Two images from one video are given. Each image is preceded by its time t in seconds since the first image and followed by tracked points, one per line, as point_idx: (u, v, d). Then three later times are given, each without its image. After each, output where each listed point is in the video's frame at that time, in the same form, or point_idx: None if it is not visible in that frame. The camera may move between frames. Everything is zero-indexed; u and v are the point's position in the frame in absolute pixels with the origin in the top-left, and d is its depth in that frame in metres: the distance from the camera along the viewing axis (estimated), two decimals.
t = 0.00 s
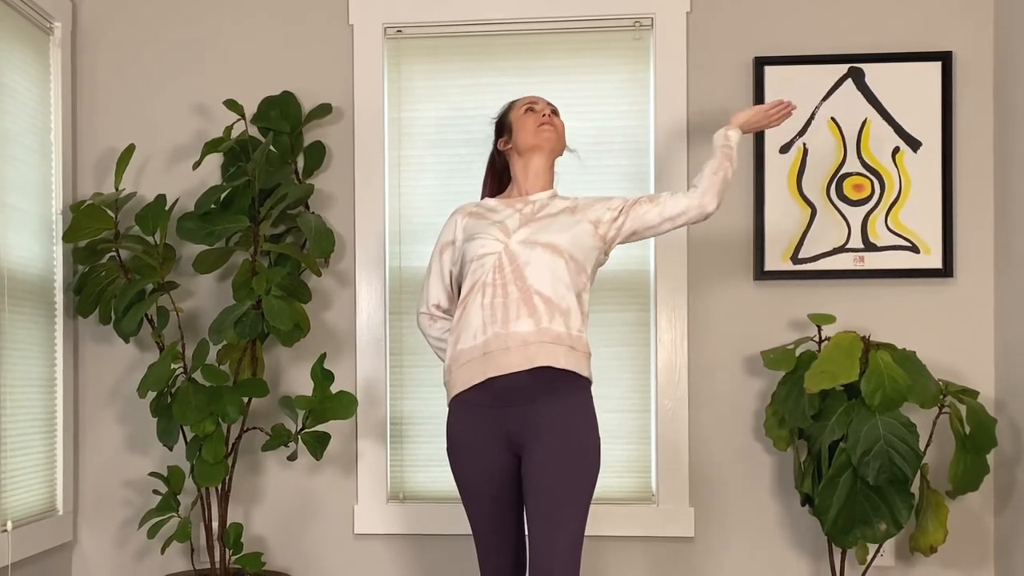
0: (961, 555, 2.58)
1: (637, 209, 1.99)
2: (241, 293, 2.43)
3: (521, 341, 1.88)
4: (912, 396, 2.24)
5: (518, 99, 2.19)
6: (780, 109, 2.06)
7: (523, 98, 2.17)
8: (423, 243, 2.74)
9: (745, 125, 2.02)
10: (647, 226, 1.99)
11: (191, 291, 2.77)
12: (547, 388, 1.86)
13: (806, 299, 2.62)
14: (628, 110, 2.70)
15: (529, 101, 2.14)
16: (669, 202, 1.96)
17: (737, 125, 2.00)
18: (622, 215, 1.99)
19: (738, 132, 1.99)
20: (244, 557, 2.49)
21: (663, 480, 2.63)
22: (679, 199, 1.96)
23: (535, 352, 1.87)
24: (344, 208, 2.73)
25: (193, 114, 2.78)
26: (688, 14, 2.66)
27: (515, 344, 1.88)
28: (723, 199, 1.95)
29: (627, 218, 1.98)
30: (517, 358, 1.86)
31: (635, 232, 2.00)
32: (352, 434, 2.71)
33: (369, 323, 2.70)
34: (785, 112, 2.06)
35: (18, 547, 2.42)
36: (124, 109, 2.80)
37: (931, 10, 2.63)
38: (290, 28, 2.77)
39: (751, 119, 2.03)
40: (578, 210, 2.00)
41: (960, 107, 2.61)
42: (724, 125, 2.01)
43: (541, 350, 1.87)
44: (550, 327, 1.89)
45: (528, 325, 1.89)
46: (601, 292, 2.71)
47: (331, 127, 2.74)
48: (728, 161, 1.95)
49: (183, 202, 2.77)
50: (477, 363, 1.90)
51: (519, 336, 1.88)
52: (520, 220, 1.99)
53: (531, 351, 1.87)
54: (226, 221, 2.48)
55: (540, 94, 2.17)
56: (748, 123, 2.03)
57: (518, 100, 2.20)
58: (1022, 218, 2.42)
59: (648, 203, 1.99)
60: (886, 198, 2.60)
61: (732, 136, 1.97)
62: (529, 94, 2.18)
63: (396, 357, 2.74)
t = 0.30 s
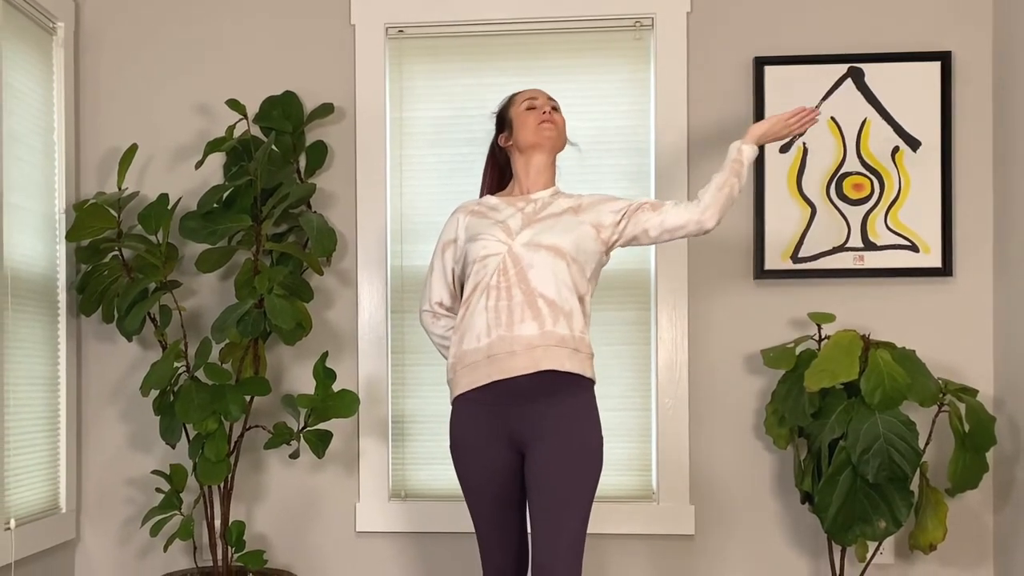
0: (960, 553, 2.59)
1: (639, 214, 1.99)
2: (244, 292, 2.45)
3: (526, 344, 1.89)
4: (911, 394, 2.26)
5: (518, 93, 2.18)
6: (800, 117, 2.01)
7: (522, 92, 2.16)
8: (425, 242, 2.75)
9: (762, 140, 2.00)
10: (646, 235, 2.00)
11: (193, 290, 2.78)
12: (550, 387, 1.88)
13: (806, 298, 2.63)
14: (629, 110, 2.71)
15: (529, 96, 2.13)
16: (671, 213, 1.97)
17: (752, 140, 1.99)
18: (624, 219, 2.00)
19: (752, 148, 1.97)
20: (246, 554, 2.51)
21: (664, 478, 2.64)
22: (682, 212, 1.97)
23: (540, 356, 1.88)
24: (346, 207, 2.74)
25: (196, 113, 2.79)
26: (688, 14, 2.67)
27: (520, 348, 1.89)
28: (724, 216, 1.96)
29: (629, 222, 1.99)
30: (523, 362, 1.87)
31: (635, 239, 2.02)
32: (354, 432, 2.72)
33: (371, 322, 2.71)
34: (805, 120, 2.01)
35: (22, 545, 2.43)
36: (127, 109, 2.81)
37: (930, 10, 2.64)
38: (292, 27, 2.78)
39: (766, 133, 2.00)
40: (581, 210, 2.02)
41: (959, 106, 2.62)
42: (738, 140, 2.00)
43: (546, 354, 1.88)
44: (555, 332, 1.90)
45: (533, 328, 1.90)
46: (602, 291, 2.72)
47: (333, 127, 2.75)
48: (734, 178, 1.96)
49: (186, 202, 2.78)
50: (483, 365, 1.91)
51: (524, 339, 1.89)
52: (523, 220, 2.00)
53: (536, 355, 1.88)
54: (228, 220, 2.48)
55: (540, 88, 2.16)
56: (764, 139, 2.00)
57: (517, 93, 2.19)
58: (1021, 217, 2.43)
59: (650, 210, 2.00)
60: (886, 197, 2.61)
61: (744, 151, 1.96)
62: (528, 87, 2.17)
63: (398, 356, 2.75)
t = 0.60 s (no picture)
0: (959, 551, 2.60)
1: (640, 218, 1.99)
2: (246, 291, 2.46)
3: (528, 348, 1.90)
4: (910, 392, 2.27)
5: (518, 88, 2.16)
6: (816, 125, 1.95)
7: (522, 87, 2.14)
8: (426, 240, 2.76)
9: (775, 152, 1.96)
10: (644, 240, 2.00)
11: (196, 288, 2.79)
12: (551, 388, 1.89)
13: (805, 296, 2.65)
14: (629, 110, 2.72)
15: (529, 92, 2.12)
16: (669, 222, 1.96)
17: (765, 154, 1.95)
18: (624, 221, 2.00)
19: (763, 164, 1.93)
20: (248, 552, 2.52)
21: (664, 476, 2.65)
22: (681, 222, 1.95)
23: (542, 360, 1.89)
24: (348, 206, 2.75)
25: (198, 113, 2.80)
26: (688, 14, 2.68)
27: (522, 351, 1.90)
28: (722, 230, 1.94)
29: (630, 225, 2.00)
30: (525, 366, 1.89)
31: (634, 243, 2.02)
32: (355, 429, 2.73)
33: (372, 320, 2.73)
34: (823, 128, 1.95)
35: (25, 542, 2.45)
36: (129, 108, 2.82)
37: (929, 9, 2.65)
38: (294, 27, 2.79)
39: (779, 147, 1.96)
40: (584, 210, 2.01)
41: (958, 106, 2.63)
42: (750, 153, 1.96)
43: (548, 357, 1.89)
44: (556, 336, 1.91)
45: (535, 331, 1.91)
46: (602, 290, 2.73)
47: (335, 126, 2.76)
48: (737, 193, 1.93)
49: (188, 201, 2.79)
50: (485, 368, 1.93)
51: (526, 342, 1.90)
52: (524, 221, 2.01)
53: (537, 359, 1.89)
54: (230, 219, 2.50)
55: (541, 83, 2.14)
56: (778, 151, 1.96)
57: (517, 87, 2.18)
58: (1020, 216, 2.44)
59: (651, 215, 1.99)
60: (885, 197, 2.62)
61: (753, 167, 1.93)
62: (529, 81, 2.15)
63: (399, 354, 2.76)
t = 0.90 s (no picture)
0: (958, 548, 2.61)
1: (639, 222, 2.00)
2: (248, 290, 2.48)
3: (528, 351, 1.91)
4: (909, 391, 2.28)
5: (519, 84, 2.17)
6: (821, 135, 1.89)
7: (522, 83, 2.15)
8: (428, 240, 2.77)
9: (780, 164, 1.89)
10: (643, 244, 2.00)
11: (198, 288, 2.80)
12: (553, 387, 1.90)
13: (805, 295, 2.66)
14: (629, 109, 2.73)
15: (529, 90, 2.12)
16: (667, 229, 1.96)
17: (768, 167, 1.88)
18: (624, 225, 2.01)
19: (767, 177, 1.86)
20: (250, 550, 2.53)
21: (664, 474, 2.66)
22: (679, 230, 1.93)
23: (542, 363, 1.90)
24: (349, 206, 2.76)
25: (201, 113, 2.81)
26: (688, 14, 2.69)
27: (522, 355, 1.91)
28: (719, 240, 1.90)
29: (630, 229, 2.00)
30: (525, 369, 1.90)
31: (633, 247, 2.02)
32: (357, 428, 2.74)
33: (374, 319, 2.74)
34: (828, 137, 1.89)
35: (28, 540, 2.46)
36: (132, 108, 2.83)
37: (929, 10, 2.66)
38: (296, 28, 2.80)
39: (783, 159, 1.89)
40: (586, 210, 2.02)
41: (958, 106, 2.64)
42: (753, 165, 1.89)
43: (549, 361, 1.90)
44: (556, 340, 1.92)
45: (535, 335, 1.92)
46: (602, 289, 2.74)
47: (337, 126, 2.77)
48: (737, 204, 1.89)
49: (191, 200, 2.80)
50: (486, 371, 1.94)
51: (526, 346, 1.91)
52: (525, 221, 2.02)
53: (537, 362, 1.90)
54: (233, 218, 2.52)
55: (541, 79, 2.14)
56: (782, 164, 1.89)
57: (518, 83, 2.18)
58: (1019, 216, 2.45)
59: (651, 221, 1.99)
60: (884, 196, 2.63)
61: (755, 179, 1.87)
62: (529, 77, 2.15)
63: (400, 353, 2.77)
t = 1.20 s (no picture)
0: (958, 546, 2.62)
1: (638, 228, 1.99)
2: (250, 289, 2.49)
3: (530, 356, 1.92)
4: (909, 390, 2.29)
5: (518, 81, 2.16)
6: (819, 145, 1.84)
7: (522, 80, 2.14)
8: (429, 239, 2.78)
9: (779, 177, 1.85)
10: (639, 250, 1.99)
11: (201, 287, 2.81)
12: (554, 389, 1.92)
13: (805, 294, 2.67)
14: (630, 109, 2.74)
15: (529, 87, 2.12)
16: (662, 238, 1.94)
17: (766, 183, 1.84)
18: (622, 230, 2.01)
19: (763, 194, 1.83)
20: (252, 548, 2.54)
21: (665, 472, 2.67)
22: (674, 240, 1.92)
23: (544, 368, 1.91)
24: (351, 205, 2.77)
25: (203, 112, 2.82)
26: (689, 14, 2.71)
27: (523, 360, 1.92)
28: (711, 255, 1.89)
29: (628, 233, 2.00)
30: (526, 374, 1.91)
31: (630, 251, 2.01)
32: (359, 426, 2.75)
33: (375, 318, 2.75)
34: (827, 149, 1.84)
35: (31, 538, 2.47)
36: (135, 108, 2.85)
37: (928, 10, 2.67)
38: (298, 28, 2.81)
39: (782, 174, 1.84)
40: (587, 212, 2.02)
41: (957, 106, 2.65)
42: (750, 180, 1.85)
43: (551, 366, 1.91)
44: (557, 345, 1.93)
45: (537, 340, 1.93)
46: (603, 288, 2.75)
47: (339, 126, 2.78)
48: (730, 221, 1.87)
49: (193, 200, 2.81)
50: (487, 373, 1.95)
51: (528, 351, 1.92)
52: (525, 222, 2.02)
53: (539, 367, 1.91)
54: (235, 217, 2.53)
55: (541, 76, 2.13)
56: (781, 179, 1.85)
57: (518, 79, 2.17)
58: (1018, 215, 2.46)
59: (648, 228, 1.98)
60: (884, 195, 2.64)
61: (750, 196, 1.84)
62: (529, 74, 2.14)
63: (402, 352, 2.78)
